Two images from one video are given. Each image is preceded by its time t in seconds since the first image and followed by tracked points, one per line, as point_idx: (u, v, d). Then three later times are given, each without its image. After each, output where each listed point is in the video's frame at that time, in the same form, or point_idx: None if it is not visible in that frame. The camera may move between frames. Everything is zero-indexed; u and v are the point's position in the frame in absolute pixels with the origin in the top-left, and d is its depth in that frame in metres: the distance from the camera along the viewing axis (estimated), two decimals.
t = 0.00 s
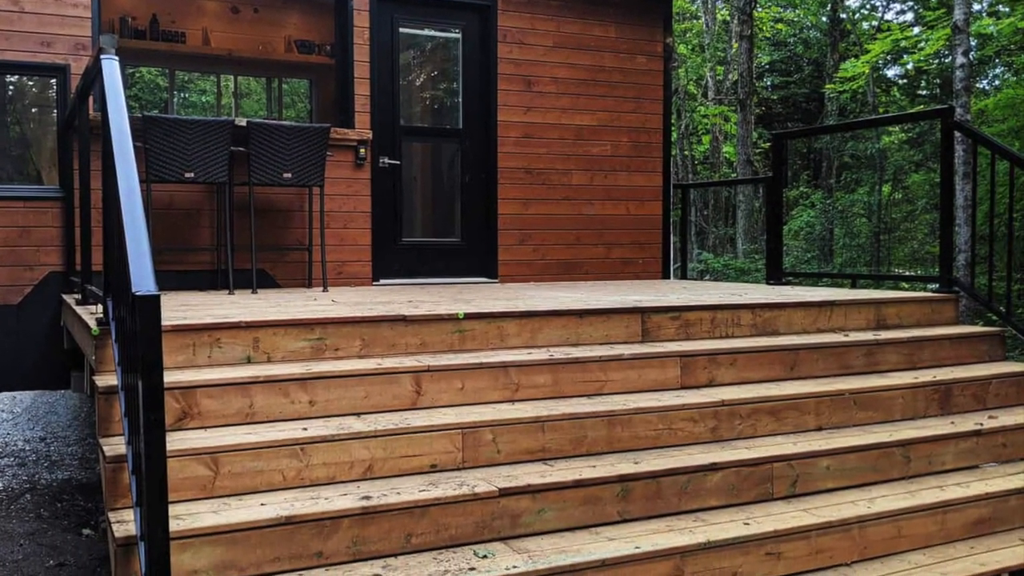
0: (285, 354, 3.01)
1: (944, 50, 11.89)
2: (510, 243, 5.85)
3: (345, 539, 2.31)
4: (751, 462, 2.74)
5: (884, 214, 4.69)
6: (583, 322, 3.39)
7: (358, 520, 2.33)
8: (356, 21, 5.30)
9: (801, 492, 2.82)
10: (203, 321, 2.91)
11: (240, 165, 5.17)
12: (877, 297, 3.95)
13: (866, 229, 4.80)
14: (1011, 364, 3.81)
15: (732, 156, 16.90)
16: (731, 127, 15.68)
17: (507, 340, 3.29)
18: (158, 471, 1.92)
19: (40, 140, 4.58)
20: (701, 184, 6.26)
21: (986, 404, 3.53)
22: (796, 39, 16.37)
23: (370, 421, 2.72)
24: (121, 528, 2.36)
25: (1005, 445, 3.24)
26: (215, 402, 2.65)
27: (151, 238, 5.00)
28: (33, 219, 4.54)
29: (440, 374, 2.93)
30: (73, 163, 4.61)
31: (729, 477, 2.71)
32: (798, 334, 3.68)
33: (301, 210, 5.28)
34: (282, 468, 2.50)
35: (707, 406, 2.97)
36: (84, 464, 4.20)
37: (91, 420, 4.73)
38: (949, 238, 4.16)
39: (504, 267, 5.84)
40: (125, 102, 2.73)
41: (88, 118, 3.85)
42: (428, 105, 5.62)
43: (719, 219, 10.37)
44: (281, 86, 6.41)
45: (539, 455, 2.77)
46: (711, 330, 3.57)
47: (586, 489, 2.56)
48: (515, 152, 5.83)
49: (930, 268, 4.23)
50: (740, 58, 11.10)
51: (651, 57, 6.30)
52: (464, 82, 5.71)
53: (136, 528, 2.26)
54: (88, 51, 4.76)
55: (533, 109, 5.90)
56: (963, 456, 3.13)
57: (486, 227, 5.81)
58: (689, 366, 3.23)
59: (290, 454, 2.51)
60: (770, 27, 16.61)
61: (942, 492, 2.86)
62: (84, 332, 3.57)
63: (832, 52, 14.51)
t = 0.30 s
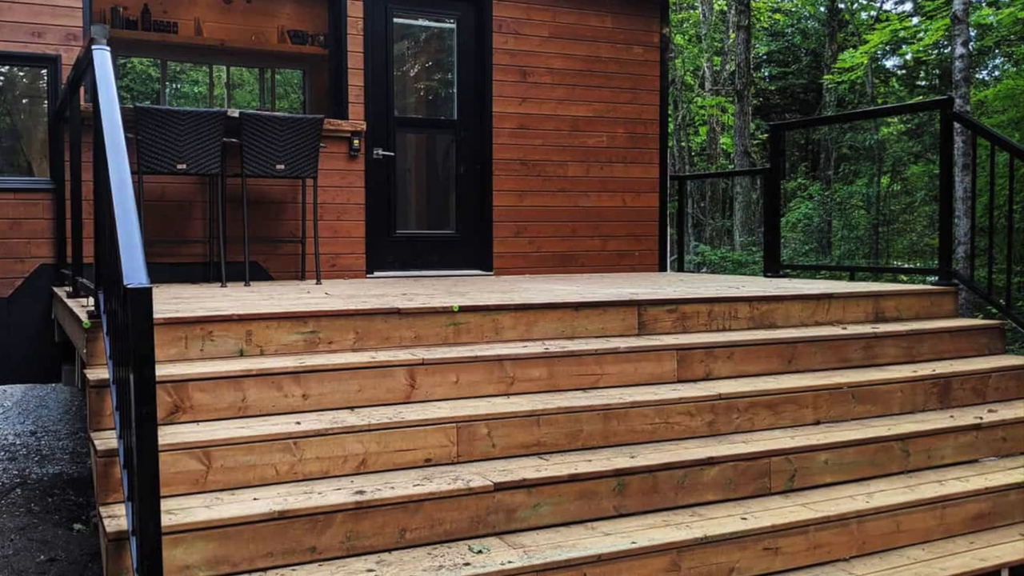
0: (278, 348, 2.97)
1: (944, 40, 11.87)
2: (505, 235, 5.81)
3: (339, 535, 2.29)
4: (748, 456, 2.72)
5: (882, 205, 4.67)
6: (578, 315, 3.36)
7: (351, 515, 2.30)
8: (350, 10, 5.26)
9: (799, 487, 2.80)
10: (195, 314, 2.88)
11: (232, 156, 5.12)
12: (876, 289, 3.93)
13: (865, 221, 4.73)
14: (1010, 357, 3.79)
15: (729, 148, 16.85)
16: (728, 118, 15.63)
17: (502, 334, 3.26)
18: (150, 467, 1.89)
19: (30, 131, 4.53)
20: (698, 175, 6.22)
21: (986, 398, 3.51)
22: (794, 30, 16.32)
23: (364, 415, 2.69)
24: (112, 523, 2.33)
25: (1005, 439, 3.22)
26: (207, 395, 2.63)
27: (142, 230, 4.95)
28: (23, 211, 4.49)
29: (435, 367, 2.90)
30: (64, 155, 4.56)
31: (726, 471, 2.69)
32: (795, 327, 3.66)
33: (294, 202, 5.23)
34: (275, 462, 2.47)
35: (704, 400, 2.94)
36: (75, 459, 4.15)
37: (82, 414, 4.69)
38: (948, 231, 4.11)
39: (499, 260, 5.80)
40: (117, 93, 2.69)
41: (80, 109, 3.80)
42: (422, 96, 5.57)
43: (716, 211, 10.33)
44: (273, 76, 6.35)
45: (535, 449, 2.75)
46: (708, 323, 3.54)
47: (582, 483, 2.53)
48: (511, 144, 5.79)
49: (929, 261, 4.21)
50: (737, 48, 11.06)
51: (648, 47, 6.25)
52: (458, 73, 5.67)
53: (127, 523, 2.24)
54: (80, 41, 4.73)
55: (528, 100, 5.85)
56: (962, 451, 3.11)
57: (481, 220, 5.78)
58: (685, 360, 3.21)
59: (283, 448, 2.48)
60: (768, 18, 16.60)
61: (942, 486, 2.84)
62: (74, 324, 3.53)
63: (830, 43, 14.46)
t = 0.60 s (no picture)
0: (271, 341, 2.94)
1: (943, 30, 11.86)
2: (500, 227, 5.77)
3: (332, 530, 2.26)
4: (745, 450, 2.69)
5: (881, 197, 4.64)
6: (574, 308, 3.33)
7: (345, 509, 2.28)
8: None
9: (796, 481, 2.78)
10: (187, 307, 2.84)
11: (225, 148, 5.07)
12: (875, 282, 3.90)
13: (863, 213, 4.73)
14: (1010, 351, 3.77)
15: (726, 139, 16.80)
16: (726, 109, 15.59)
17: (497, 327, 3.23)
18: (141, 461, 1.85)
19: (20, 122, 4.48)
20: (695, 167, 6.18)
21: (985, 391, 3.48)
22: (792, 20, 16.29)
23: (358, 409, 2.66)
24: (104, 518, 2.30)
25: (1004, 433, 3.20)
26: (199, 389, 2.60)
27: (133, 222, 4.90)
28: (13, 203, 4.43)
29: (429, 360, 2.87)
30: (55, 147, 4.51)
31: (723, 466, 2.67)
32: (793, 320, 3.64)
33: (287, 194, 5.19)
34: (267, 456, 2.45)
35: (701, 394, 2.92)
36: (66, 453, 4.12)
37: (73, 408, 4.66)
38: (947, 222, 4.13)
39: (494, 252, 5.76)
40: (108, 84, 2.65)
41: (71, 100, 3.75)
42: (417, 87, 5.53)
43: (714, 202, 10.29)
44: (266, 66, 6.28)
45: (530, 444, 2.72)
46: (705, 315, 3.52)
47: (578, 477, 2.51)
48: (506, 135, 5.75)
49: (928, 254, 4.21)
50: (735, 38, 11.02)
51: (644, 37, 6.20)
52: (453, 63, 5.63)
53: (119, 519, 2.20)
54: (70, 32, 4.64)
55: (523, 91, 5.81)
56: (962, 445, 3.09)
57: (475, 211, 5.74)
58: (682, 353, 3.18)
59: (276, 442, 2.45)
60: (765, 8, 16.56)
61: (941, 481, 2.82)
62: (66, 317, 3.49)
63: (828, 34, 14.43)
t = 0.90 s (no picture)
0: (264, 334, 2.91)
1: (942, 21, 11.82)
2: (495, 219, 5.73)
3: (325, 524, 2.24)
4: (742, 444, 2.67)
5: (880, 188, 4.62)
6: (570, 301, 3.30)
7: (339, 504, 2.25)
8: None
9: (794, 476, 2.76)
10: (179, 300, 2.81)
11: (217, 139, 5.02)
12: (873, 275, 3.88)
13: (862, 204, 4.73)
14: (1009, 343, 3.75)
15: (723, 130, 16.74)
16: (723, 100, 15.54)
17: (492, 319, 3.20)
18: (133, 455, 1.82)
19: (10, 113, 4.42)
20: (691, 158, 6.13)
21: (985, 384, 3.47)
22: (790, 10, 16.20)
23: (352, 402, 2.63)
24: (95, 512, 2.26)
25: (1004, 427, 3.18)
26: (191, 382, 2.57)
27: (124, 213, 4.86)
28: (4, 194, 4.37)
29: (424, 354, 2.84)
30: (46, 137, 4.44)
31: (720, 460, 2.65)
32: (791, 313, 3.61)
33: (280, 185, 5.14)
34: (260, 450, 2.42)
35: (698, 387, 2.89)
36: (56, 447, 4.08)
37: (64, 402, 4.62)
38: (947, 214, 4.10)
39: (489, 244, 5.72)
40: (99, 74, 2.61)
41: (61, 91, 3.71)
42: (411, 77, 5.48)
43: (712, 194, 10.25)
44: (259, 57, 6.23)
45: (525, 438, 2.70)
46: (702, 308, 3.49)
47: (574, 472, 2.48)
48: (500, 126, 5.71)
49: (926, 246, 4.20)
50: (732, 28, 10.98)
51: (640, 28, 6.16)
52: (447, 54, 5.58)
53: (110, 513, 2.17)
54: (61, 22, 4.61)
55: (518, 81, 5.76)
56: (961, 439, 3.07)
57: (470, 203, 5.70)
58: (679, 346, 3.16)
59: (269, 436, 2.43)
60: None
61: (940, 475, 2.80)
62: (56, 310, 3.44)
63: (826, 24, 14.39)
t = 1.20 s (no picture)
0: (256, 327, 2.87)
1: (942, 10, 11.79)
2: (490, 210, 5.69)
3: (318, 519, 2.22)
4: (740, 438, 2.65)
5: (878, 179, 4.59)
6: (565, 293, 3.27)
7: (332, 498, 2.23)
8: None
9: (792, 470, 2.74)
10: (171, 292, 2.78)
11: (210, 129, 4.97)
12: (872, 267, 3.86)
13: (861, 195, 4.69)
14: (1009, 336, 3.73)
15: (721, 121, 16.69)
16: (721, 90, 15.49)
17: (487, 312, 3.17)
18: (124, 449, 1.80)
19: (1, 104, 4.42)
20: (688, 149, 6.08)
21: (985, 377, 3.45)
22: None
23: (345, 396, 2.60)
24: (85, 507, 2.23)
25: (1004, 421, 3.17)
26: (182, 375, 2.54)
27: (115, 205, 4.81)
28: None
29: (418, 347, 2.81)
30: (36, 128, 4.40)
31: (717, 454, 2.63)
32: (788, 306, 3.59)
33: (272, 176, 5.10)
34: (253, 444, 2.39)
35: (695, 380, 2.87)
36: (48, 441, 4.04)
37: (54, 395, 4.58)
38: (947, 205, 4.09)
39: (484, 236, 5.68)
40: (91, 65, 2.56)
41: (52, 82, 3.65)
42: (405, 67, 5.44)
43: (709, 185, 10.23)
44: (251, 47, 6.12)
45: (520, 431, 2.67)
46: (699, 301, 3.47)
47: (569, 466, 2.46)
48: (495, 117, 5.66)
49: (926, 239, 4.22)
50: (730, 18, 10.94)
51: (636, 18, 6.11)
52: (442, 44, 5.54)
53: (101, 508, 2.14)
54: (51, 11, 4.51)
55: (513, 72, 5.71)
56: (961, 433, 3.05)
57: (465, 195, 5.66)
58: (675, 339, 3.13)
59: (261, 430, 2.40)
60: None
61: (939, 469, 2.79)
62: (46, 303, 3.41)
63: (825, 14, 14.36)
